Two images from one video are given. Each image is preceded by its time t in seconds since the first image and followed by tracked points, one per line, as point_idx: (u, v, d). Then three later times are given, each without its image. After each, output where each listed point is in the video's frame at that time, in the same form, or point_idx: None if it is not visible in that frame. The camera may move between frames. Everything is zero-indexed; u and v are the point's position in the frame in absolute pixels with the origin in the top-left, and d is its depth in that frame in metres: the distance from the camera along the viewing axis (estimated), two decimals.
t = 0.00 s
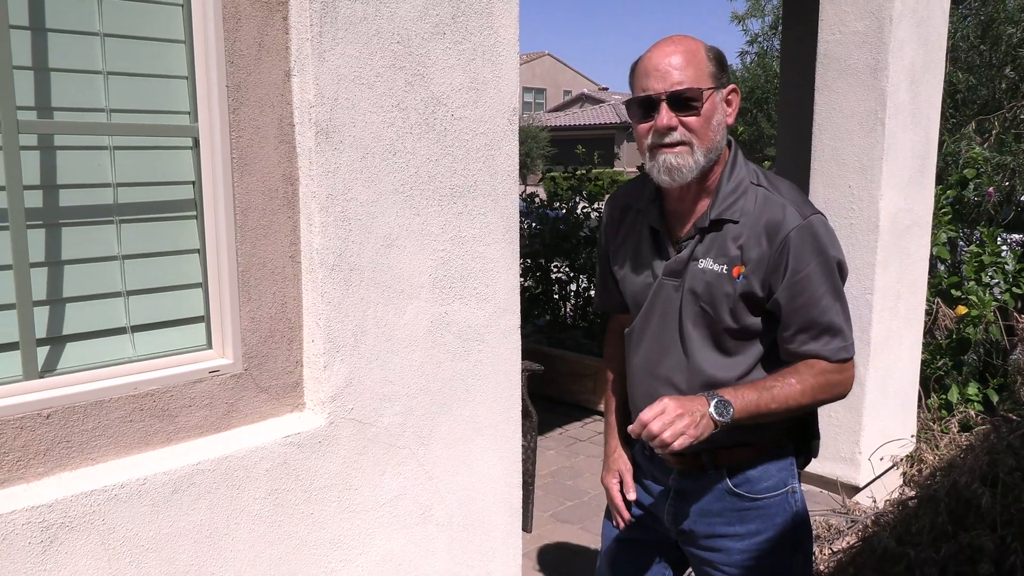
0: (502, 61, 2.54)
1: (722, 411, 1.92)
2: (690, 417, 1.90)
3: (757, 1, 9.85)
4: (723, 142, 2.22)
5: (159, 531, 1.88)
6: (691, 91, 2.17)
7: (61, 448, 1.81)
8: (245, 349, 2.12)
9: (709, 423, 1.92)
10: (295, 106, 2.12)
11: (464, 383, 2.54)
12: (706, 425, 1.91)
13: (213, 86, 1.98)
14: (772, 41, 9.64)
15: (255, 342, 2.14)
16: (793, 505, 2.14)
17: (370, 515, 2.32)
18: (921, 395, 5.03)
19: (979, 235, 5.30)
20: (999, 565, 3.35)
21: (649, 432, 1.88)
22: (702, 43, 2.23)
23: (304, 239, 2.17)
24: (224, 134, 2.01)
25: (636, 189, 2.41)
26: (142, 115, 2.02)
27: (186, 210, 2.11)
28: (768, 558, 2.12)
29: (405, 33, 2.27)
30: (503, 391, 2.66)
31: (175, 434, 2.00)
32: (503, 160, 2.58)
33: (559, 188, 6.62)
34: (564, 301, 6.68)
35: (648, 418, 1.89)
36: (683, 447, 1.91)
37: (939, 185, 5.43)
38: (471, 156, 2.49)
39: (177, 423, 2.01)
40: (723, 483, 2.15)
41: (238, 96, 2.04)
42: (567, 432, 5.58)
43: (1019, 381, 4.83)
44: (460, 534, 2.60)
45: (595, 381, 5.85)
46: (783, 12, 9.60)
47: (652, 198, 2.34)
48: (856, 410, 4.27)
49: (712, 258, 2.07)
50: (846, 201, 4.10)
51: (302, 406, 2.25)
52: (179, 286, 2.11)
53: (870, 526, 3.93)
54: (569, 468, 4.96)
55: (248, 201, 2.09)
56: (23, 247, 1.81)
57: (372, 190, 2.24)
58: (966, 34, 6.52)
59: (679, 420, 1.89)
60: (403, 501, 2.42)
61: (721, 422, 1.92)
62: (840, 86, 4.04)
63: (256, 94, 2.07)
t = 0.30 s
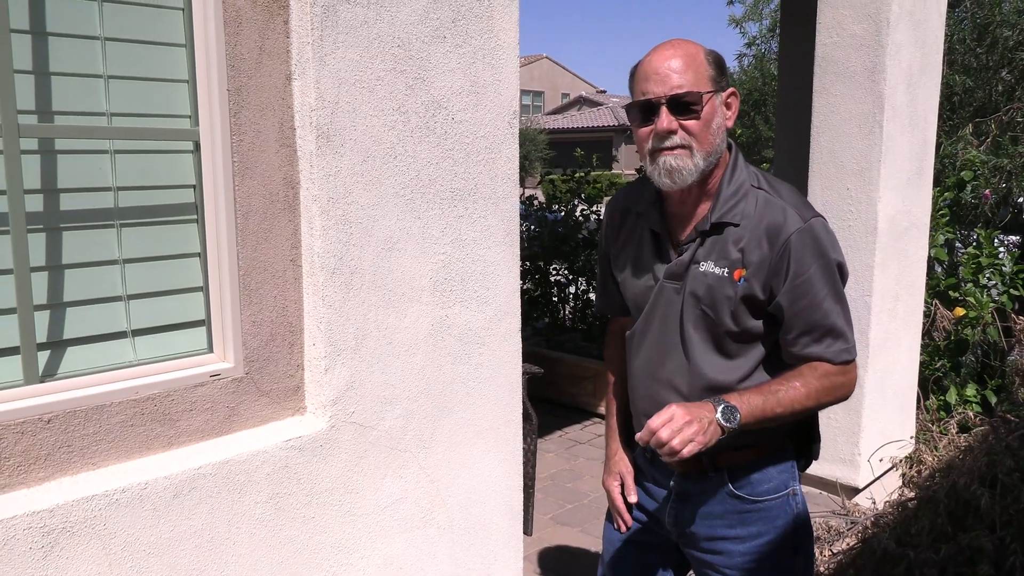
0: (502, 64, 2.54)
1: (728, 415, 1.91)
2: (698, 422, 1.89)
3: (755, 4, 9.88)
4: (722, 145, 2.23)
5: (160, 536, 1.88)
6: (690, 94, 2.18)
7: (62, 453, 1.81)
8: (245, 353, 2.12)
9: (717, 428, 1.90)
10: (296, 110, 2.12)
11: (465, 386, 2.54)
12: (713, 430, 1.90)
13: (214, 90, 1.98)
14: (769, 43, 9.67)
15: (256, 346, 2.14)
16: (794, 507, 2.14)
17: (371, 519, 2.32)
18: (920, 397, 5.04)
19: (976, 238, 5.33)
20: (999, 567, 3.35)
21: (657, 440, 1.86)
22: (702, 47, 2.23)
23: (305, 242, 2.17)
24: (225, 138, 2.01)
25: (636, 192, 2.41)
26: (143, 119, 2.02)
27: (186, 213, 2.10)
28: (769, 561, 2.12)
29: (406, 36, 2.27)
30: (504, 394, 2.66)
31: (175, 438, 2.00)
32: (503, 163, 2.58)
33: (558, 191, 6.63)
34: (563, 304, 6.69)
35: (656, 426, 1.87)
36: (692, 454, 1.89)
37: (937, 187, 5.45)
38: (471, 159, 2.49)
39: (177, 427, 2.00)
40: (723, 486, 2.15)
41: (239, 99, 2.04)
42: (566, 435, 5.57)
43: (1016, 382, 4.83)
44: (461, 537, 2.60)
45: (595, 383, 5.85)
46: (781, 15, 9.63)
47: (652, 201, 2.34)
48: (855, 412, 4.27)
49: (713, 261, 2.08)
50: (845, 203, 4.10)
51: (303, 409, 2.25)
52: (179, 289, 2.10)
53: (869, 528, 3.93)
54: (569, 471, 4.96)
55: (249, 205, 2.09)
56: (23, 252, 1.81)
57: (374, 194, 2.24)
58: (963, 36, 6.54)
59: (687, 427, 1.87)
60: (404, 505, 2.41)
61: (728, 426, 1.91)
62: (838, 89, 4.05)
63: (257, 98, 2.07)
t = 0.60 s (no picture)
0: (500, 67, 2.54)
1: (725, 440, 1.95)
2: (696, 451, 1.93)
3: (750, 8, 9.93)
4: (713, 147, 2.20)
5: (159, 542, 1.87)
6: (674, 95, 2.17)
7: (60, 459, 1.80)
8: (243, 357, 2.11)
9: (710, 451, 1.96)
10: (293, 113, 2.12)
11: (464, 389, 2.54)
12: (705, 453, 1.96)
13: (211, 95, 1.98)
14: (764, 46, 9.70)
15: (254, 350, 2.13)
16: (793, 509, 2.15)
17: (370, 523, 2.31)
18: (916, 397, 5.06)
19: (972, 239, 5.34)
20: (997, 566, 3.35)
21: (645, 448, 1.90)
22: (692, 47, 2.21)
23: (303, 246, 2.17)
24: (222, 142, 2.01)
25: (636, 194, 2.42)
26: (140, 123, 2.01)
27: (183, 218, 2.10)
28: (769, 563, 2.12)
29: (404, 40, 2.27)
30: (502, 397, 2.66)
31: (173, 444, 1.99)
32: (501, 166, 2.58)
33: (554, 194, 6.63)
34: (560, 306, 6.68)
35: (655, 454, 1.90)
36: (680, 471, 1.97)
37: (932, 189, 5.47)
38: (469, 162, 2.49)
39: (175, 433, 1.99)
40: (723, 489, 2.14)
41: (236, 103, 2.04)
42: (564, 438, 5.57)
43: (1013, 382, 4.85)
44: (460, 541, 2.59)
45: (592, 386, 5.84)
46: (776, 18, 9.67)
47: (652, 203, 2.34)
48: (852, 413, 4.27)
49: (712, 264, 2.08)
50: (841, 205, 4.11)
51: (302, 414, 2.24)
52: (177, 294, 2.10)
53: (867, 530, 3.93)
54: (567, 473, 4.96)
55: (247, 208, 2.08)
56: (20, 257, 1.80)
57: (372, 198, 2.24)
58: (956, 38, 6.57)
59: (683, 456, 1.92)
60: (403, 509, 2.41)
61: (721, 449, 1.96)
62: (834, 91, 4.06)
63: (254, 102, 2.07)
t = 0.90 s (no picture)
0: (497, 69, 2.55)
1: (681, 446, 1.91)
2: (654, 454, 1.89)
3: (745, 9, 9.95)
4: (708, 140, 2.19)
5: (156, 545, 1.86)
6: (664, 89, 2.18)
7: (57, 462, 1.79)
8: (241, 360, 2.11)
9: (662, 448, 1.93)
10: (291, 115, 2.12)
11: (461, 391, 2.53)
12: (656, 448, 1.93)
13: (209, 97, 1.98)
14: (760, 48, 9.70)
15: (251, 353, 2.13)
16: (793, 512, 2.16)
17: (367, 526, 2.30)
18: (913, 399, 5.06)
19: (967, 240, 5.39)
20: (995, 567, 3.35)
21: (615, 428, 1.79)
22: (683, 41, 2.22)
23: (300, 249, 2.16)
24: (220, 145, 2.00)
25: (639, 193, 2.43)
26: (137, 125, 2.01)
27: (181, 220, 2.09)
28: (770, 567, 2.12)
29: (400, 41, 2.27)
30: (500, 399, 2.65)
31: (171, 447, 1.98)
32: (498, 168, 2.58)
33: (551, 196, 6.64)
34: (556, 309, 6.67)
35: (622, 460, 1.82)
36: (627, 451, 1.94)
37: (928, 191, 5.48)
38: (466, 164, 2.49)
39: (172, 436, 1.99)
40: (724, 492, 2.14)
41: (233, 105, 2.04)
42: (561, 440, 5.56)
43: (1010, 383, 4.88)
44: (458, 544, 2.59)
45: (589, 388, 5.84)
46: (771, 19, 9.68)
47: (654, 201, 2.35)
48: (849, 415, 4.27)
49: (712, 259, 2.08)
50: (838, 207, 4.12)
51: (299, 417, 2.24)
52: (174, 297, 2.09)
53: (865, 531, 3.93)
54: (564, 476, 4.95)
55: (245, 211, 2.08)
56: (18, 260, 1.79)
57: (370, 200, 2.24)
58: (952, 40, 6.59)
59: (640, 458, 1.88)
60: (401, 511, 2.40)
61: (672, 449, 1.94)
62: (830, 93, 4.07)
63: (251, 104, 2.07)
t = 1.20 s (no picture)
0: (495, 70, 2.54)
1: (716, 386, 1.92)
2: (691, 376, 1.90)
3: (739, 9, 9.96)
4: (714, 143, 2.20)
5: (154, 551, 1.84)
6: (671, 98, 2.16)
7: (53, 468, 1.78)
8: (238, 364, 2.09)
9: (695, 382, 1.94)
10: (287, 118, 2.11)
11: (459, 394, 2.52)
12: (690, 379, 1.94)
13: (205, 99, 1.97)
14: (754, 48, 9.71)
15: (249, 356, 2.12)
16: (787, 518, 2.14)
17: (366, 530, 2.29)
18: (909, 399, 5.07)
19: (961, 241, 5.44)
20: (992, 566, 3.35)
21: (668, 322, 1.86)
22: (683, 44, 2.20)
23: (297, 252, 2.15)
24: (217, 148, 1.99)
25: (636, 191, 2.41)
26: (133, 128, 1.99)
27: (177, 223, 2.08)
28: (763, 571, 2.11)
29: (397, 43, 2.26)
30: (498, 402, 2.64)
31: (167, 452, 1.97)
32: (496, 169, 2.57)
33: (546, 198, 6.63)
34: (552, 311, 6.67)
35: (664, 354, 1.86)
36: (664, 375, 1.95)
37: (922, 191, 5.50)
38: (464, 166, 2.48)
39: (169, 440, 1.97)
40: (716, 496, 2.14)
41: (230, 108, 2.03)
42: (558, 442, 5.55)
43: (1004, 383, 4.84)
44: (457, 547, 2.58)
45: (585, 389, 5.83)
46: (766, 19, 9.69)
47: (650, 199, 2.34)
48: (846, 415, 4.28)
49: (712, 254, 2.07)
50: (834, 207, 4.12)
51: (297, 421, 2.22)
52: (171, 300, 2.08)
53: (862, 530, 3.93)
54: (562, 477, 4.94)
55: (242, 214, 2.07)
56: (13, 264, 1.78)
57: (367, 203, 2.23)
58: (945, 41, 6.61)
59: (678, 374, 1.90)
60: (399, 514, 2.39)
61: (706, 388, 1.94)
62: (826, 93, 4.07)
63: (247, 106, 2.06)
